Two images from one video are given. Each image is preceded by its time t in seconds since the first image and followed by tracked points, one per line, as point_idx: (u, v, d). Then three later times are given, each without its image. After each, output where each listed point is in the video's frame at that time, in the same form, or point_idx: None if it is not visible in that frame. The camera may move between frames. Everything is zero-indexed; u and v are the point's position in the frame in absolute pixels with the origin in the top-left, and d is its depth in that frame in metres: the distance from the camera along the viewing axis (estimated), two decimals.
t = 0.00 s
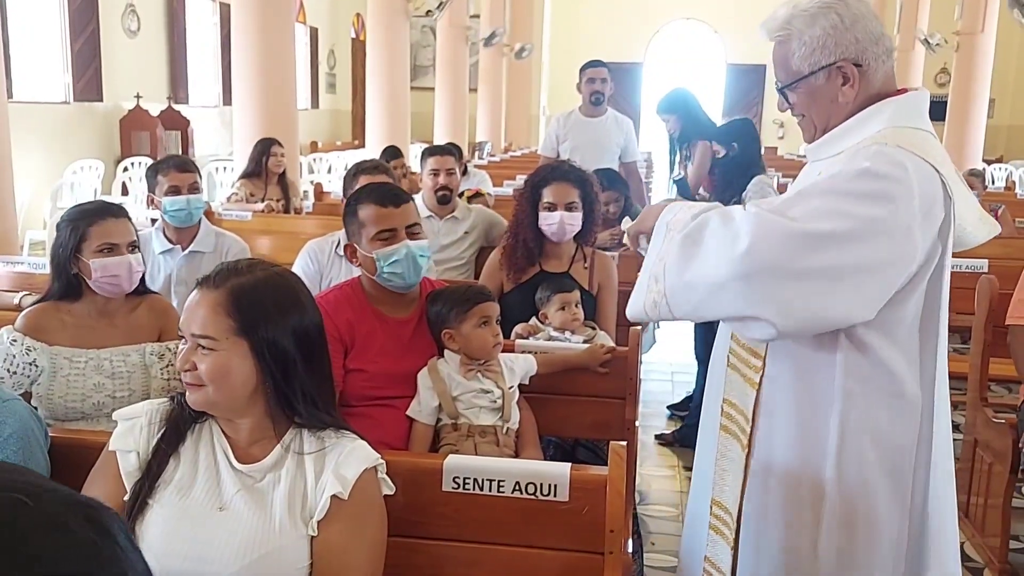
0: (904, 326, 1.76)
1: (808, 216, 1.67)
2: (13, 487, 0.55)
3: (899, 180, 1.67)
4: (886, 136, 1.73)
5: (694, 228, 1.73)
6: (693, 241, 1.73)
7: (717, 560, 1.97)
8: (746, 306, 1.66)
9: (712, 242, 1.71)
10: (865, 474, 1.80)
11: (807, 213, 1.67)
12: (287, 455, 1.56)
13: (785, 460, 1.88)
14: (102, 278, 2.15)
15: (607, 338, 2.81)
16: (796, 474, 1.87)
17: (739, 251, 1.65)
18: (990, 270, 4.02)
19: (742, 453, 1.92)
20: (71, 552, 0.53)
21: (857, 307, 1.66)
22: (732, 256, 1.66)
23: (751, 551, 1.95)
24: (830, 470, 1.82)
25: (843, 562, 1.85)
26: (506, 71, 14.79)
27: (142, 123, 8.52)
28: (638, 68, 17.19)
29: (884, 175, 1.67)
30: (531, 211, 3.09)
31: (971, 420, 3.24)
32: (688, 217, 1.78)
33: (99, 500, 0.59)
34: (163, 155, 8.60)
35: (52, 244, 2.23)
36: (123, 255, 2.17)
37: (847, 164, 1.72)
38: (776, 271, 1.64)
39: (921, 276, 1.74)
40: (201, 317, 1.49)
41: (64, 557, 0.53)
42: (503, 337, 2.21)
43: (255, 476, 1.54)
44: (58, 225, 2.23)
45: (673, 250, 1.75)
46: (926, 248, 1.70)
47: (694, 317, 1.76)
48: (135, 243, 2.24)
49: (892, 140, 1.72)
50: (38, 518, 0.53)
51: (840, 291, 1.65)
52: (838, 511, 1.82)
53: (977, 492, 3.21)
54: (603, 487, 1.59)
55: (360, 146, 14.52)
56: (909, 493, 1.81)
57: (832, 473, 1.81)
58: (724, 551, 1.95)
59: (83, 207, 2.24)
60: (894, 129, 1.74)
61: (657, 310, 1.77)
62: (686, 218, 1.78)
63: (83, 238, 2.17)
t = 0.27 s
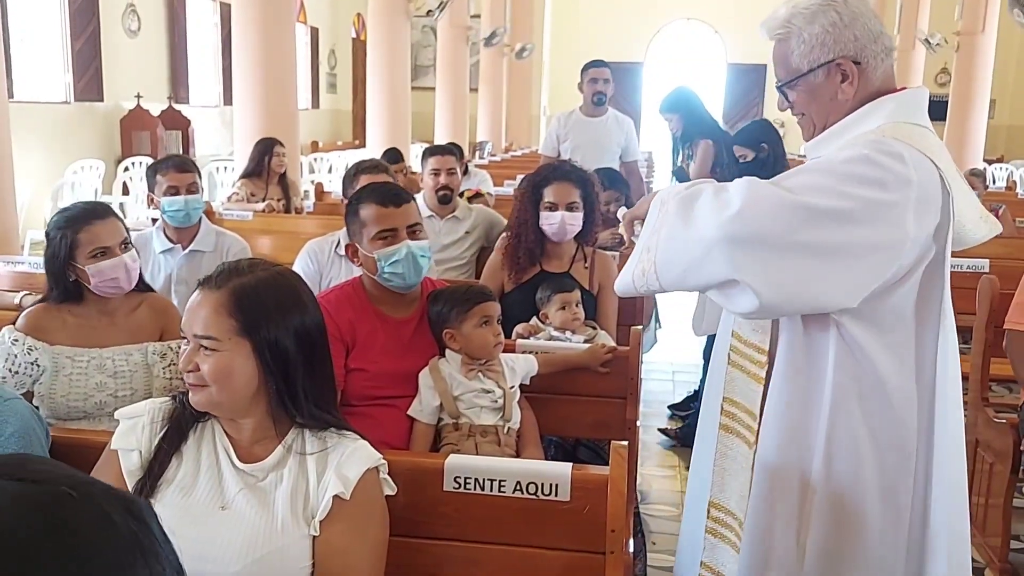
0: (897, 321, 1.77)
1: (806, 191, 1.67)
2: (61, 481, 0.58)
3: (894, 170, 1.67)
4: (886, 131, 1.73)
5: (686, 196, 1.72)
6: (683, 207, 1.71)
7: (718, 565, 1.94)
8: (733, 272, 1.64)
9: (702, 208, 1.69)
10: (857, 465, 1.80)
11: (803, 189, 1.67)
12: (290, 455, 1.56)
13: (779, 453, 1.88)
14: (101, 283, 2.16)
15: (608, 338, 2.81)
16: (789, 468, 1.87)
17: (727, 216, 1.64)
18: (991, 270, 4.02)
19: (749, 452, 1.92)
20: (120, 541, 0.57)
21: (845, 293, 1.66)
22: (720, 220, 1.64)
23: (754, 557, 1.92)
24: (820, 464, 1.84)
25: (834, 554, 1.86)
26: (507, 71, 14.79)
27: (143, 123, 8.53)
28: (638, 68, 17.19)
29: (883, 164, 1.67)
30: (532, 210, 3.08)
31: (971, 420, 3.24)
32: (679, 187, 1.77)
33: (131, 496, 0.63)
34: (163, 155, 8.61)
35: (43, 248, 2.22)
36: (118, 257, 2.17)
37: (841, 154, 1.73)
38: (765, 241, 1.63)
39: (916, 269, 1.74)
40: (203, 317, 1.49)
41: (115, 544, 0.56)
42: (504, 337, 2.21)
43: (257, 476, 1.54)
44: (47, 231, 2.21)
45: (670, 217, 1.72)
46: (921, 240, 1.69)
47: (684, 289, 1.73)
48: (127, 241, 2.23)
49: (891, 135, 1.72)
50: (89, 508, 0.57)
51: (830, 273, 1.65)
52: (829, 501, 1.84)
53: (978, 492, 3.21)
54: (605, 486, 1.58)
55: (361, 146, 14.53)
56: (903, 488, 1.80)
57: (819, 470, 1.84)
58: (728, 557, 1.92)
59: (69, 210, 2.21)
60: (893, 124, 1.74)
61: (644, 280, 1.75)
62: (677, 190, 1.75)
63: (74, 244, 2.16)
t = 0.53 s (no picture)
0: (893, 314, 1.77)
1: (804, 181, 1.67)
2: (65, 477, 0.59)
3: (891, 164, 1.67)
4: (883, 127, 1.72)
5: (684, 184, 1.73)
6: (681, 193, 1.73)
7: (706, 565, 1.94)
8: (723, 256, 1.66)
9: (697, 195, 1.70)
10: (852, 462, 1.80)
11: (800, 178, 1.67)
12: (290, 455, 1.56)
13: (772, 451, 1.87)
14: (100, 287, 2.15)
15: (609, 338, 2.80)
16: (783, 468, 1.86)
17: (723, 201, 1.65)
18: (992, 270, 4.01)
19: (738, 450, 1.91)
20: (127, 534, 0.58)
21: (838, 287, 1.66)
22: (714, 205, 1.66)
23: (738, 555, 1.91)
24: (814, 462, 1.83)
25: (826, 553, 1.86)
26: (507, 71, 14.78)
27: (144, 123, 8.53)
28: (638, 67, 17.17)
29: (881, 159, 1.66)
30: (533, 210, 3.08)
31: (974, 420, 3.22)
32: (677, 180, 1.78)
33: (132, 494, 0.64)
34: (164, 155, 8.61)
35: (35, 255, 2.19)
36: (112, 259, 2.16)
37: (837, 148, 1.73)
38: (759, 230, 1.65)
39: (913, 266, 1.75)
40: (204, 316, 1.49)
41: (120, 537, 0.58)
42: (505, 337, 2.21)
43: (258, 475, 1.54)
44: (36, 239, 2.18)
45: (665, 205, 1.73)
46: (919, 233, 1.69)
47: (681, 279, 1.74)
48: (118, 242, 2.21)
49: (888, 130, 1.71)
50: (96, 503, 0.58)
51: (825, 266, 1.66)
52: (822, 499, 1.83)
53: (979, 492, 3.21)
54: (606, 486, 1.58)
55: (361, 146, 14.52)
56: (898, 486, 1.80)
57: (814, 470, 1.83)
58: (715, 555, 1.92)
59: (56, 216, 2.18)
60: (890, 120, 1.73)
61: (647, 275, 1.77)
62: (675, 179, 1.76)
63: (65, 251, 2.13)
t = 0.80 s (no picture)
0: (891, 313, 1.78)
1: (799, 177, 1.67)
2: (17, 480, 0.56)
3: (890, 161, 1.66)
4: (880, 126, 1.72)
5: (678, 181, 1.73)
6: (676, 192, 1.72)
7: (709, 567, 1.95)
8: (714, 251, 1.66)
9: (691, 191, 1.70)
10: (852, 460, 1.79)
11: (793, 174, 1.67)
12: (292, 455, 1.55)
13: (769, 449, 1.86)
14: (101, 291, 2.15)
15: (611, 338, 2.80)
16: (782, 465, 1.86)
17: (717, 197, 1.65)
18: (994, 269, 4.01)
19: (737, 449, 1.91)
20: (95, 531, 0.56)
21: (836, 285, 1.66)
22: (708, 202, 1.65)
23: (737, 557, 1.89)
24: (813, 460, 1.83)
25: (823, 551, 1.86)
26: (508, 71, 14.78)
27: (145, 123, 8.54)
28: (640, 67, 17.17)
29: (879, 157, 1.66)
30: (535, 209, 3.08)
31: (975, 419, 3.22)
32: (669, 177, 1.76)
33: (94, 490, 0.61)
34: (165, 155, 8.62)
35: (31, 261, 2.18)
36: (111, 263, 2.15)
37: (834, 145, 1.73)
38: (755, 225, 1.64)
39: (910, 265, 1.75)
40: (205, 317, 1.49)
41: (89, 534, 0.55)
42: (506, 337, 2.21)
43: (260, 475, 1.54)
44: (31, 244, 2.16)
45: (658, 199, 1.73)
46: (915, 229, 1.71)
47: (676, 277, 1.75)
48: (115, 244, 2.20)
49: (886, 130, 1.71)
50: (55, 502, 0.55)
51: (822, 262, 1.66)
52: (821, 498, 1.83)
53: (981, 491, 3.21)
54: (607, 486, 1.58)
55: (363, 147, 14.53)
56: (896, 485, 1.81)
57: (813, 468, 1.83)
58: (715, 556, 1.93)
59: (51, 221, 2.16)
60: (886, 120, 1.74)
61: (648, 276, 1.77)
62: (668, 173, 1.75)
63: (63, 256, 2.12)
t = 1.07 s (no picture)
0: (896, 320, 1.76)
1: (802, 218, 1.65)
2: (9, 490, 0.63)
3: (893, 173, 1.65)
4: (881, 130, 1.72)
5: (688, 237, 1.73)
6: (687, 251, 1.72)
7: (709, 564, 1.96)
8: (742, 311, 1.66)
9: (706, 249, 1.70)
10: (857, 463, 1.79)
11: (797, 217, 1.66)
12: (295, 455, 1.56)
13: (772, 458, 1.87)
14: (106, 293, 2.15)
15: (613, 338, 2.80)
16: (781, 481, 1.87)
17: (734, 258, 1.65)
18: (997, 270, 4.00)
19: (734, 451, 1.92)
20: (81, 535, 0.63)
21: (847, 301, 1.64)
22: (725, 264, 1.66)
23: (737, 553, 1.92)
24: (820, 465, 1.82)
25: (828, 551, 1.84)
26: (511, 72, 14.79)
27: (148, 124, 8.55)
28: (643, 68, 17.17)
29: (882, 175, 1.65)
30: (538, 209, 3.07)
31: (977, 420, 3.21)
32: (676, 228, 1.76)
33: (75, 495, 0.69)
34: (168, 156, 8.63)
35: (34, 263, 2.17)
36: (115, 266, 2.14)
37: (838, 159, 1.72)
38: (774, 276, 1.64)
39: (915, 271, 1.74)
40: (209, 317, 1.49)
41: (76, 533, 0.63)
42: (509, 336, 2.21)
43: (264, 474, 1.54)
44: (34, 246, 2.15)
45: (671, 262, 1.73)
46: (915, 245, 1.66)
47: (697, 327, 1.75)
48: (119, 246, 2.20)
49: (886, 133, 1.72)
50: (43, 510, 0.62)
51: (834, 281, 1.63)
52: (827, 513, 1.82)
53: (984, 493, 3.20)
54: (610, 485, 1.58)
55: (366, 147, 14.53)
56: (904, 500, 1.80)
57: (820, 471, 1.82)
58: (717, 555, 1.94)
59: (53, 223, 2.15)
60: (887, 123, 1.74)
61: (665, 329, 1.76)
62: (676, 227, 1.75)
63: (66, 259, 2.12)
